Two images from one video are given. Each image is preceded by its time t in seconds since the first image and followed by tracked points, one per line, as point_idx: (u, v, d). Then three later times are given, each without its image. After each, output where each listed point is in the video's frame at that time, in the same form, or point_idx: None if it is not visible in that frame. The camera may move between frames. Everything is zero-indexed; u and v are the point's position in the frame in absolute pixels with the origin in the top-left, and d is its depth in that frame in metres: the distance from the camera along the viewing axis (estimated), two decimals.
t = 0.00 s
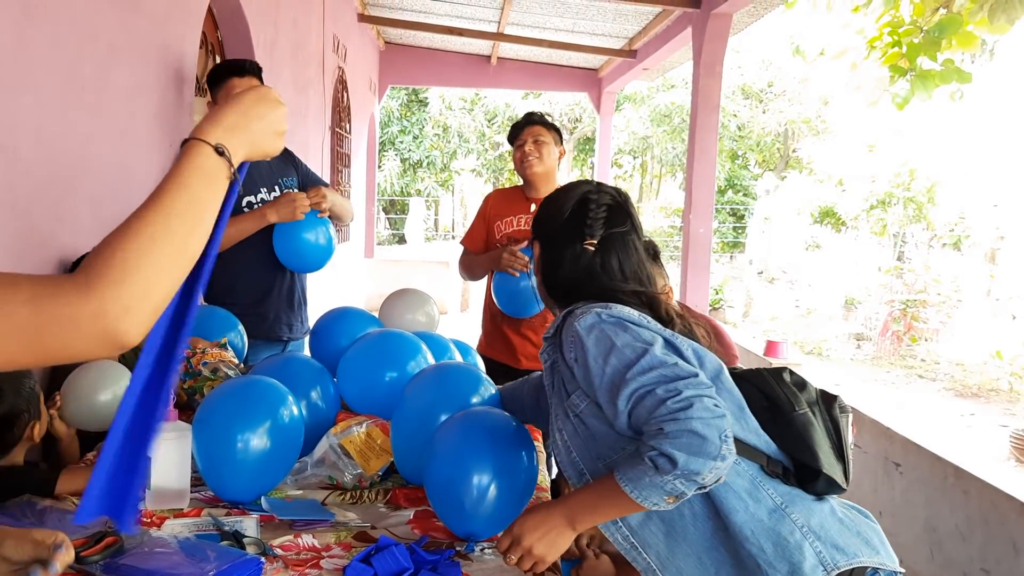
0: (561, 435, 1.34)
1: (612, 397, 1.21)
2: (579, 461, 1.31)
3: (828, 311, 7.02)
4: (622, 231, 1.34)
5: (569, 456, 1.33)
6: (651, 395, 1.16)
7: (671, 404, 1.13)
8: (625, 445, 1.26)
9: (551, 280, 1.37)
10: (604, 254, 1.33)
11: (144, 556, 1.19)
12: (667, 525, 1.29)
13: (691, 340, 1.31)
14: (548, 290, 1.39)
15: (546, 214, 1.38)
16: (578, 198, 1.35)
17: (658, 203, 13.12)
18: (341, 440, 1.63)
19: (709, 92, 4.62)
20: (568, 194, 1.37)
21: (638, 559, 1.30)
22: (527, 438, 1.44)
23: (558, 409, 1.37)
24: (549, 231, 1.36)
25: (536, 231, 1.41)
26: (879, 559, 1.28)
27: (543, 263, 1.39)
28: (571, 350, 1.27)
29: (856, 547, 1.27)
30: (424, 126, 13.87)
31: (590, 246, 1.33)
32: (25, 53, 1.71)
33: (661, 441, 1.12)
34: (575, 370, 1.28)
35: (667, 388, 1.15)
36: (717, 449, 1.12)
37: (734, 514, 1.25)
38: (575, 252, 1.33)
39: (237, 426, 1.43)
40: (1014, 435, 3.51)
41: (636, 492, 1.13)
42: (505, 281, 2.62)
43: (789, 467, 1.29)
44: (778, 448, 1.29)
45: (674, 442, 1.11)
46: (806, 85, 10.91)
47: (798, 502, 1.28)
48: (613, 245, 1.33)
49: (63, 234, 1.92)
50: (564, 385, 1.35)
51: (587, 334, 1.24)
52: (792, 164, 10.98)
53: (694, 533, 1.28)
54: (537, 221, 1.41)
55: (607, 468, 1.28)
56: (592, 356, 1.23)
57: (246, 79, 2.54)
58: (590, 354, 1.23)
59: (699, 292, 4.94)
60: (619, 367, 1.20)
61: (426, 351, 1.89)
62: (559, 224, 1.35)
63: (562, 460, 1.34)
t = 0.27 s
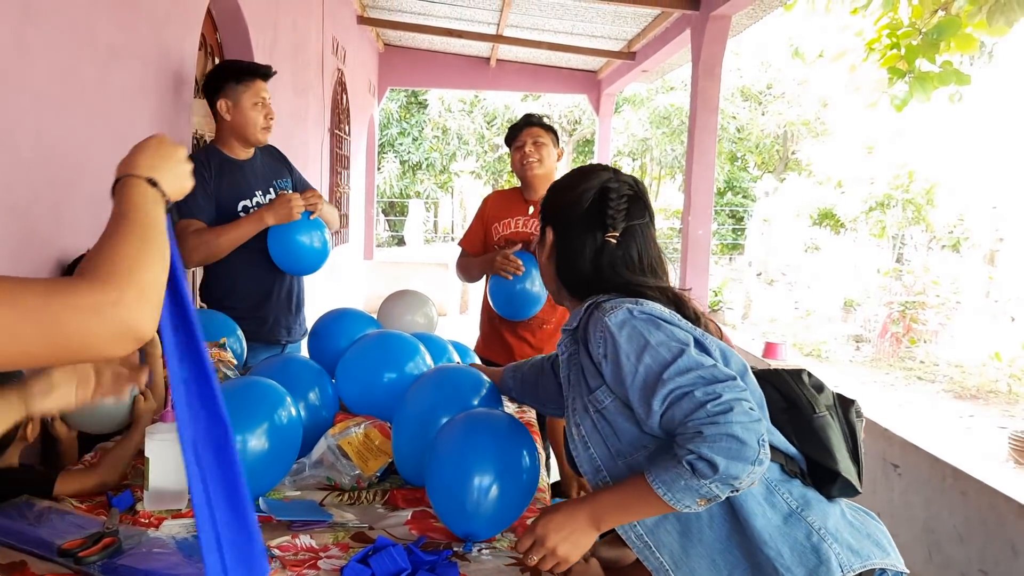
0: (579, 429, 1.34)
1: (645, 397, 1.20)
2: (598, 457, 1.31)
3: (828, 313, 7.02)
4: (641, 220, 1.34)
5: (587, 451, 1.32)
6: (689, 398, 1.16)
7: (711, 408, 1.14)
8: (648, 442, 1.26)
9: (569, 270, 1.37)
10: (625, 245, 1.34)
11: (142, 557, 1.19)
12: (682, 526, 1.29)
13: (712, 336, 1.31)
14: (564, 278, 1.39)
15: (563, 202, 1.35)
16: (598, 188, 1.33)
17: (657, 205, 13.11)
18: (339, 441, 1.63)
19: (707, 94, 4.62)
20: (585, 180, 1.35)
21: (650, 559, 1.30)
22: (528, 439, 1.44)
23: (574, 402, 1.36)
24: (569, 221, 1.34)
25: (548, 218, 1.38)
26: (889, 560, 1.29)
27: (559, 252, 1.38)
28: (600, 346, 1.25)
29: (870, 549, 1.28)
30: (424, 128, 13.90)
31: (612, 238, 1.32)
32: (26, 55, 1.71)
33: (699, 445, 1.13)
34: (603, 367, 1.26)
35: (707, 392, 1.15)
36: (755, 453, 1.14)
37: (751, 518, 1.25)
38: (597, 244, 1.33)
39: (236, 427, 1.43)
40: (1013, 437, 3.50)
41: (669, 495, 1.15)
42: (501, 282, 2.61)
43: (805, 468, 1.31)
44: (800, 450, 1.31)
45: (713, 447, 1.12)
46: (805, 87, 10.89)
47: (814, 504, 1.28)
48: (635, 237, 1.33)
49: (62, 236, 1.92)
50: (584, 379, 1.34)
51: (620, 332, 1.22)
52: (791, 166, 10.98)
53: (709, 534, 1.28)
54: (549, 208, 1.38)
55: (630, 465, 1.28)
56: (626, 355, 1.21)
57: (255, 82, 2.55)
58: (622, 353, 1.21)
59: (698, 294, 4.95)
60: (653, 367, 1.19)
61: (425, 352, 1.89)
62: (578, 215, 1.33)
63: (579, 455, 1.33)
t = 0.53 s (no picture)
0: (592, 424, 1.31)
1: (665, 398, 1.17)
2: (610, 454, 1.29)
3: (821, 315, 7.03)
4: (662, 216, 1.32)
5: (599, 447, 1.30)
6: (711, 401, 1.13)
7: (734, 412, 1.11)
8: (662, 441, 1.24)
9: (586, 261, 1.33)
10: (645, 242, 1.31)
11: (132, 561, 1.19)
12: (688, 527, 1.28)
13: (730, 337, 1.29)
14: (580, 269, 1.35)
15: (586, 190, 1.32)
16: (621, 181, 1.30)
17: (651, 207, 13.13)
18: (331, 443, 1.63)
19: (699, 96, 4.63)
20: (610, 171, 1.32)
21: (655, 559, 1.29)
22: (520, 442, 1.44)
23: (588, 396, 1.33)
24: (590, 214, 1.31)
25: (567, 210, 1.35)
26: (892, 567, 1.29)
27: (577, 241, 1.34)
28: (620, 343, 1.22)
29: (874, 557, 1.28)
30: (417, 130, 13.92)
31: (634, 233, 1.29)
32: (18, 57, 1.72)
33: (720, 449, 1.10)
34: (622, 364, 1.23)
35: (730, 396, 1.13)
36: (774, 460, 1.12)
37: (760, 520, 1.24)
38: (618, 237, 1.30)
39: (228, 431, 1.44)
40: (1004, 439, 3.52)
41: (685, 498, 1.13)
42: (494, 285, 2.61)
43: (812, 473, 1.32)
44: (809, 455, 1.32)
45: (733, 452, 1.10)
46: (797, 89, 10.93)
47: (821, 510, 1.28)
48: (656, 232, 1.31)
49: (54, 239, 1.92)
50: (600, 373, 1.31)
51: (643, 330, 1.19)
52: (784, 168, 11.01)
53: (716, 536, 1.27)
54: (568, 200, 1.35)
55: (645, 465, 1.26)
56: (647, 353, 1.18)
57: (257, 86, 2.55)
58: (644, 352, 1.18)
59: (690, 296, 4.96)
60: (676, 367, 1.16)
61: (417, 355, 1.89)
62: (602, 206, 1.30)
63: (590, 451, 1.31)
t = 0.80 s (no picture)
0: (592, 414, 1.28)
1: (672, 390, 1.14)
2: (610, 444, 1.26)
3: (810, 317, 7.06)
4: (664, 201, 1.31)
5: (599, 437, 1.27)
6: (720, 394, 1.11)
7: (743, 407, 1.09)
8: (665, 434, 1.22)
9: (595, 249, 1.30)
10: (652, 226, 1.30)
11: (121, 565, 1.18)
12: (683, 522, 1.28)
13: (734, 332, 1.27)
14: (588, 258, 1.31)
15: (589, 178, 1.29)
16: (623, 167, 1.29)
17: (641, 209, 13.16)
18: (320, 446, 1.62)
19: (689, 99, 4.64)
20: (611, 159, 1.30)
21: (647, 551, 1.28)
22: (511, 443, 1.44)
23: (590, 384, 1.30)
24: (593, 199, 1.28)
25: (566, 198, 1.32)
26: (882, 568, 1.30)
27: (584, 229, 1.31)
28: (629, 331, 1.19)
29: (865, 558, 1.28)
30: (407, 133, 13.91)
31: (640, 219, 1.28)
32: (4, 60, 1.71)
33: (726, 444, 1.09)
34: (630, 354, 1.20)
35: (739, 390, 1.11)
36: (780, 456, 1.11)
37: (757, 516, 1.24)
38: (624, 223, 1.28)
39: (218, 433, 1.43)
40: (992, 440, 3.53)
41: (690, 490, 1.12)
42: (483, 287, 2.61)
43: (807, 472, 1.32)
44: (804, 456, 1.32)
45: (740, 447, 1.08)
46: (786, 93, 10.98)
47: (813, 510, 1.28)
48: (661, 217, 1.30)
49: (41, 242, 1.91)
50: (604, 363, 1.28)
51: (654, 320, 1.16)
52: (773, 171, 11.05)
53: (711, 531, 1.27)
54: (567, 186, 1.32)
55: (645, 457, 1.23)
56: (658, 344, 1.15)
57: (253, 87, 2.56)
58: (654, 342, 1.16)
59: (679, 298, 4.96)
60: (686, 359, 1.14)
61: (407, 357, 1.89)
62: (609, 192, 1.28)
63: (589, 441, 1.28)
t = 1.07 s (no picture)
0: (587, 399, 1.27)
1: (664, 385, 1.13)
2: (603, 431, 1.25)
3: (801, 319, 7.10)
4: (675, 191, 1.28)
5: (592, 421, 1.26)
6: (711, 394, 1.10)
7: (733, 409, 1.09)
8: (657, 426, 1.21)
9: (601, 237, 1.28)
10: (662, 216, 1.27)
11: (110, 569, 1.17)
12: (669, 514, 1.28)
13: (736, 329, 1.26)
14: (594, 245, 1.30)
15: (599, 164, 1.27)
16: (635, 154, 1.26)
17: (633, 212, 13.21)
18: (311, 449, 1.61)
19: (680, 103, 4.65)
20: (623, 145, 1.28)
21: (631, 537, 1.29)
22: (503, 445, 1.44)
23: (586, 368, 1.29)
24: (601, 185, 1.26)
25: (574, 180, 1.30)
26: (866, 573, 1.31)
27: (591, 216, 1.29)
28: (630, 320, 1.18)
29: (847, 562, 1.29)
30: (399, 135, 13.92)
31: (648, 208, 1.26)
32: None
33: (712, 445, 1.09)
34: (628, 343, 1.18)
35: (730, 391, 1.10)
36: (765, 460, 1.10)
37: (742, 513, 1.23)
38: (631, 212, 1.26)
39: (207, 436, 1.43)
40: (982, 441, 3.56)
41: (671, 486, 1.12)
42: (466, 288, 2.60)
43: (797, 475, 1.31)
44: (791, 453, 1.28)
45: (725, 449, 1.08)
46: (777, 96, 11.03)
47: (800, 512, 1.27)
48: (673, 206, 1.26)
49: (29, 245, 1.90)
50: (602, 349, 1.26)
51: (654, 312, 1.15)
52: (764, 174, 11.11)
53: (697, 527, 1.26)
54: (576, 168, 1.30)
55: (635, 446, 1.23)
56: (657, 337, 1.14)
57: (261, 89, 2.56)
58: (652, 334, 1.14)
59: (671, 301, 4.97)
60: (682, 355, 1.12)
61: (399, 360, 1.89)
62: (617, 180, 1.26)
63: (581, 425, 1.27)
